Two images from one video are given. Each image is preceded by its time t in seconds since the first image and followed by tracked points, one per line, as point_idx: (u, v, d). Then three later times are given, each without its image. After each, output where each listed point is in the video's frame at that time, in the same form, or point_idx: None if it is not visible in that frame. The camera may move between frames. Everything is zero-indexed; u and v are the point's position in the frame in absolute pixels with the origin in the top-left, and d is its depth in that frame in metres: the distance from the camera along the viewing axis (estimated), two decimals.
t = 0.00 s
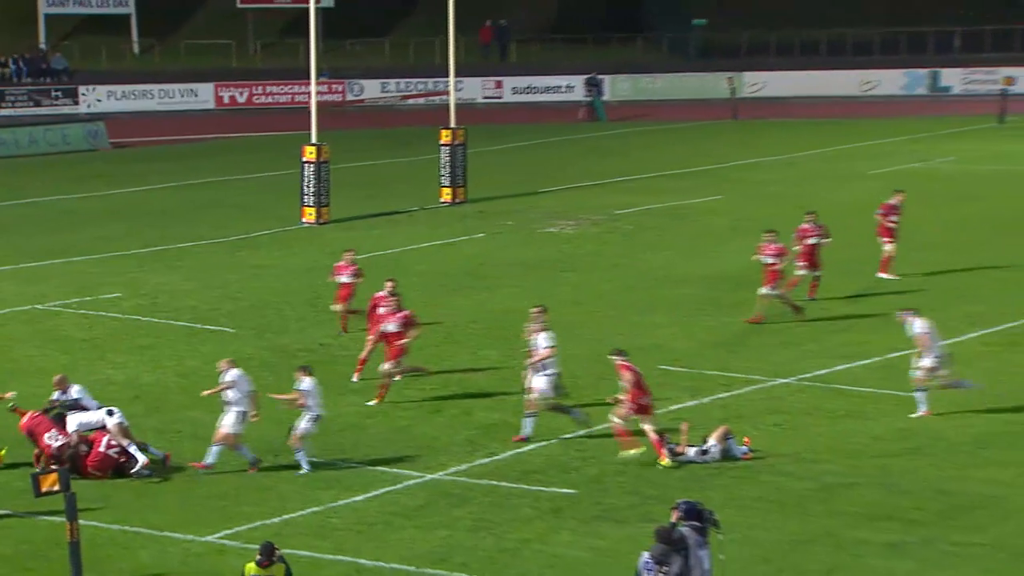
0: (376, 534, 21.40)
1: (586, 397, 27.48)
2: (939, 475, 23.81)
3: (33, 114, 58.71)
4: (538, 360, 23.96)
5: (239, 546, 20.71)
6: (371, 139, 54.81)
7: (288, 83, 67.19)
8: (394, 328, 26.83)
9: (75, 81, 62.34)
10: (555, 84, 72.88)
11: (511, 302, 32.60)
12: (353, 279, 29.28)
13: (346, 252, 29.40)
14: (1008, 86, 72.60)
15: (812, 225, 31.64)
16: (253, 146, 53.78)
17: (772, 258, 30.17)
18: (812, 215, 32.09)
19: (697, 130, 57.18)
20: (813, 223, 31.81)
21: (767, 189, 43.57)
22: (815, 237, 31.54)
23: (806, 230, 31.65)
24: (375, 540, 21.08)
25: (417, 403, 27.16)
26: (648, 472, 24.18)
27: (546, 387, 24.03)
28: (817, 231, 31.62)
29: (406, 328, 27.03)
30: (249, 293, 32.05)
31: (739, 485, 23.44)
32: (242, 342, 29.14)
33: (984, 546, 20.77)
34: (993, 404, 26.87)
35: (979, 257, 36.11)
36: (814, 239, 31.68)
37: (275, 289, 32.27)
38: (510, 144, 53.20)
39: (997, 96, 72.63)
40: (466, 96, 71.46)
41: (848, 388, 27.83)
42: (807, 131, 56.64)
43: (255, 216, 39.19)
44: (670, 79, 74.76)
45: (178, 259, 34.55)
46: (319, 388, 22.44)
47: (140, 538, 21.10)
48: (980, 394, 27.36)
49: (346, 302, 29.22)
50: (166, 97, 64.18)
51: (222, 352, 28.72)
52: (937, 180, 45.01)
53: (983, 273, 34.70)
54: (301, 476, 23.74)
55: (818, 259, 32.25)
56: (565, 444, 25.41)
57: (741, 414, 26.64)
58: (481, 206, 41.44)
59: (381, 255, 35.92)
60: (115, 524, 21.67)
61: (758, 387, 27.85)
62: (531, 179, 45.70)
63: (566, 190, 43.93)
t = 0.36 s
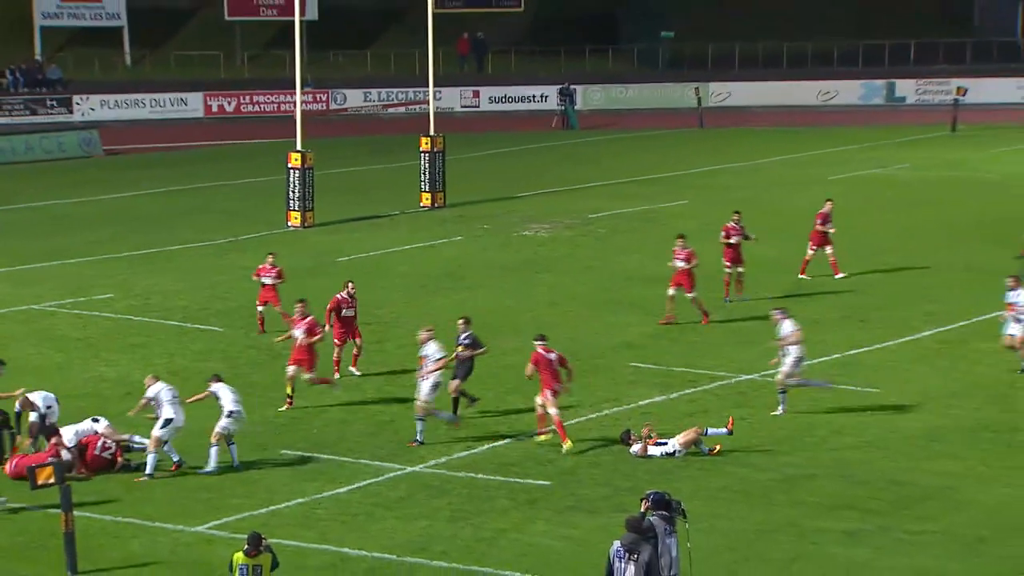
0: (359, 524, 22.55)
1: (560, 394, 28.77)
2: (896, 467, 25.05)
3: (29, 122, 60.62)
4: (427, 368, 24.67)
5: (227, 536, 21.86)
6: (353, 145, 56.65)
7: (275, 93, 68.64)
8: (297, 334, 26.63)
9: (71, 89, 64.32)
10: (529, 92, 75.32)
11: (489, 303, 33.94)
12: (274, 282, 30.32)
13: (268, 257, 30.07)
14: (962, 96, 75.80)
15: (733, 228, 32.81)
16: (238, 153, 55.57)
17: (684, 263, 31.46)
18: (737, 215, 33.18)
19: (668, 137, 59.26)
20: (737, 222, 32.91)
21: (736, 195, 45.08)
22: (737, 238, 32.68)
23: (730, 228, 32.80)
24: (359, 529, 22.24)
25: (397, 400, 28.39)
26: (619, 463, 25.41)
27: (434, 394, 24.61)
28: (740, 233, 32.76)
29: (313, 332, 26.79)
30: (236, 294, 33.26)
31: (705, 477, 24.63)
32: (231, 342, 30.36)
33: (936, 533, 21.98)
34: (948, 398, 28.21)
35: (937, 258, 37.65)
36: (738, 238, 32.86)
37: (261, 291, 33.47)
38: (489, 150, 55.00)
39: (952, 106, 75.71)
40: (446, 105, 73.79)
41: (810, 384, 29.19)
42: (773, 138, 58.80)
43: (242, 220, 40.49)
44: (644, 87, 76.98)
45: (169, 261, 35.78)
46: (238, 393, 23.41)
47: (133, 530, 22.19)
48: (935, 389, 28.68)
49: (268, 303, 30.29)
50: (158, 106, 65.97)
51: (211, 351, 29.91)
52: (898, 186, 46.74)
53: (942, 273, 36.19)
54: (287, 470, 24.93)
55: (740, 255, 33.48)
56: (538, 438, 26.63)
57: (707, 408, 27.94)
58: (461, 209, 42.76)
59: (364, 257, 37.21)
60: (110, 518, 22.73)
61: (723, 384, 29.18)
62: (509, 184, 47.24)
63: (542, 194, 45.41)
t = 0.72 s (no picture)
0: (375, 517, 23.64)
1: (569, 395, 29.96)
2: (892, 464, 26.17)
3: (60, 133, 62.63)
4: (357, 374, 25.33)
5: (249, 530, 22.91)
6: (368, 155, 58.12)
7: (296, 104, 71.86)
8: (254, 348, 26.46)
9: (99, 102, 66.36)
10: (539, 104, 76.71)
11: (500, 307, 35.15)
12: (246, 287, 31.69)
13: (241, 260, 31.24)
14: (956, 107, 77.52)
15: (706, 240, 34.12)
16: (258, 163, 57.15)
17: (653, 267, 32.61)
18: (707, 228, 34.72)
19: (675, 147, 60.68)
20: (708, 236, 34.46)
21: (739, 202, 46.32)
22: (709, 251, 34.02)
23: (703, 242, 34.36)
24: (376, 522, 23.31)
25: (412, 400, 29.60)
26: (625, 459, 26.56)
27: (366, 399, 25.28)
28: (712, 246, 34.00)
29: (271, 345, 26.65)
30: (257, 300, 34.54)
31: (708, 473, 25.76)
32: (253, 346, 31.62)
33: (930, 528, 23.10)
34: (942, 399, 29.32)
35: (935, 263, 38.80)
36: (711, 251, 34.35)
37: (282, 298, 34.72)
38: (501, 159, 56.41)
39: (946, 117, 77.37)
40: (459, 116, 75.19)
41: (809, 384, 30.35)
42: (778, 147, 60.12)
43: (262, 227, 41.83)
44: (650, 98, 78.42)
45: (192, 266, 37.09)
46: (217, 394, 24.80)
47: (159, 524, 23.19)
48: (930, 389, 29.82)
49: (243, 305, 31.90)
50: (183, 117, 68.45)
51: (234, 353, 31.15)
52: (897, 193, 47.92)
53: (938, 277, 37.33)
54: (308, 466, 26.10)
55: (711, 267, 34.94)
56: (548, 436, 27.79)
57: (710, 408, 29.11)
58: (473, 216, 44.02)
59: (379, 262, 38.48)
60: (136, 511, 23.81)
61: (725, 384, 30.34)
62: (519, 192, 48.53)
63: (552, 201, 46.67)
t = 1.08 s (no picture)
0: (389, 517, 24.58)
1: (578, 398, 30.97)
2: (890, 465, 27.11)
3: (86, 145, 64.60)
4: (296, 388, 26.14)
5: (267, 529, 23.81)
6: (381, 165, 59.32)
7: (312, 116, 73.54)
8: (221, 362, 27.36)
9: (123, 115, 68.40)
10: (547, 117, 77.82)
11: (510, 313, 36.21)
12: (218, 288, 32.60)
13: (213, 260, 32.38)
14: (952, 120, 78.81)
15: (681, 244, 35.20)
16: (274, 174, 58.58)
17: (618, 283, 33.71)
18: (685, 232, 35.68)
19: (681, 158, 61.78)
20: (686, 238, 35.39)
21: (742, 211, 47.36)
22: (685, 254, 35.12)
23: (679, 244, 35.20)
24: (389, 522, 24.24)
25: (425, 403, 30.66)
26: (630, 460, 27.53)
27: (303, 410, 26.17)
28: (689, 248, 35.14)
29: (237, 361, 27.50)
30: (274, 310, 35.65)
31: (712, 474, 26.73)
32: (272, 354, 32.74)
33: (926, 527, 24.04)
34: (938, 401, 30.28)
35: (933, 271, 39.73)
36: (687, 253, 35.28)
37: (299, 307, 35.80)
38: (511, 169, 57.60)
39: (941, 129, 78.76)
40: (470, 128, 76.28)
41: (808, 387, 31.35)
42: (781, 158, 61.17)
43: (278, 237, 43.00)
44: (656, 110, 79.31)
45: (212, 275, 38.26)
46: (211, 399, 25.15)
47: (179, 522, 24.12)
48: (927, 393, 30.77)
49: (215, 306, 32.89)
50: (203, 129, 69.98)
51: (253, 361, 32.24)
52: (896, 202, 48.89)
53: (936, 284, 38.32)
54: (324, 467, 27.10)
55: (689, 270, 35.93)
56: (556, 437, 28.78)
57: (712, 410, 30.13)
58: (483, 225, 45.09)
59: (393, 269, 39.58)
60: (158, 511, 24.77)
61: (727, 388, 31.34)
62: (528, 201, 49.59)
63: (560, 210, 47.75)
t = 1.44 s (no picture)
0: (406, 516, 25.56)
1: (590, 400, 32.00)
2: (893, 467, 28.01)
3: (115, 155, 66.87)
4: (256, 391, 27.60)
5: (288, 527, 24.77)
6: (398, 176, 60.67)
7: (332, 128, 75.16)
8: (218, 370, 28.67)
9: (149, 128, 70.31)
10: (559, 128, 78.84)
11: (524, 318, 37.25)
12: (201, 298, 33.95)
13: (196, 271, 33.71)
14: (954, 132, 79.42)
15: (670, 260, 35.88)
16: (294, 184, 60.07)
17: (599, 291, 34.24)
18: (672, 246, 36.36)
19: (691, 168, 62.95)
20: (672, 253, 36.24)
21: (750, 220, 48.36)
22: (674, 266, 35.91)
23: (665, 261, 36.08)
24: (406, 521, 25.20)
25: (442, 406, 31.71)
26: (640, 460, 28.52)
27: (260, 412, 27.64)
28: (673, 264, 35.99)
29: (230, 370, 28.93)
30: (295, 316, 36.79)
31: (718, 474, 27.71)
32: (294, 359, 33.87)
33: (927, 527, 24.95)
34: (940, 405, 31.18)
35: (937, 278, 40.61)
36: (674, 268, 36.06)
37: (319, 314, 36.93)
38: (527, 179, 58.89)
39: (942, 141, 79.33)
40: (485, 139, 77.71)
41: (813, 391, 32.30)
42: (789, 168, 62.20)
43: (299, 245, 44.21)
44: (665, 121, 80.44)
45: (235, 283, 39.48)
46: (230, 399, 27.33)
47: (203, 520, 25.11)
48: (930, 397, 31.64)
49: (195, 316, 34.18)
50: (227, 141, 72.06)
51: (276, 366, 33.36)
52: (901, 211, 49.76)
53: (939, 290, 39.21)
54: (345, 467, 28.13)
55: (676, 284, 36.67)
56: (568, 439, 29.78)
57: (720, 413, 31.12)
58: (498, 233, 46.19)
59: (410, 276, 40.68)
60: (183, 509, 25.78)
61: (734, 391, 32.32)
62: (542, 210, 50.72)
63: (573, 218, 48.83)
